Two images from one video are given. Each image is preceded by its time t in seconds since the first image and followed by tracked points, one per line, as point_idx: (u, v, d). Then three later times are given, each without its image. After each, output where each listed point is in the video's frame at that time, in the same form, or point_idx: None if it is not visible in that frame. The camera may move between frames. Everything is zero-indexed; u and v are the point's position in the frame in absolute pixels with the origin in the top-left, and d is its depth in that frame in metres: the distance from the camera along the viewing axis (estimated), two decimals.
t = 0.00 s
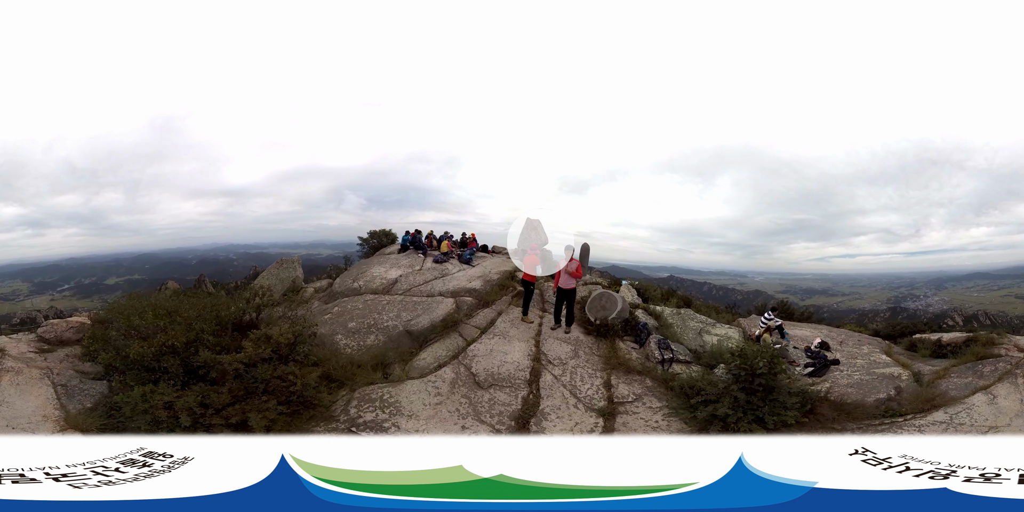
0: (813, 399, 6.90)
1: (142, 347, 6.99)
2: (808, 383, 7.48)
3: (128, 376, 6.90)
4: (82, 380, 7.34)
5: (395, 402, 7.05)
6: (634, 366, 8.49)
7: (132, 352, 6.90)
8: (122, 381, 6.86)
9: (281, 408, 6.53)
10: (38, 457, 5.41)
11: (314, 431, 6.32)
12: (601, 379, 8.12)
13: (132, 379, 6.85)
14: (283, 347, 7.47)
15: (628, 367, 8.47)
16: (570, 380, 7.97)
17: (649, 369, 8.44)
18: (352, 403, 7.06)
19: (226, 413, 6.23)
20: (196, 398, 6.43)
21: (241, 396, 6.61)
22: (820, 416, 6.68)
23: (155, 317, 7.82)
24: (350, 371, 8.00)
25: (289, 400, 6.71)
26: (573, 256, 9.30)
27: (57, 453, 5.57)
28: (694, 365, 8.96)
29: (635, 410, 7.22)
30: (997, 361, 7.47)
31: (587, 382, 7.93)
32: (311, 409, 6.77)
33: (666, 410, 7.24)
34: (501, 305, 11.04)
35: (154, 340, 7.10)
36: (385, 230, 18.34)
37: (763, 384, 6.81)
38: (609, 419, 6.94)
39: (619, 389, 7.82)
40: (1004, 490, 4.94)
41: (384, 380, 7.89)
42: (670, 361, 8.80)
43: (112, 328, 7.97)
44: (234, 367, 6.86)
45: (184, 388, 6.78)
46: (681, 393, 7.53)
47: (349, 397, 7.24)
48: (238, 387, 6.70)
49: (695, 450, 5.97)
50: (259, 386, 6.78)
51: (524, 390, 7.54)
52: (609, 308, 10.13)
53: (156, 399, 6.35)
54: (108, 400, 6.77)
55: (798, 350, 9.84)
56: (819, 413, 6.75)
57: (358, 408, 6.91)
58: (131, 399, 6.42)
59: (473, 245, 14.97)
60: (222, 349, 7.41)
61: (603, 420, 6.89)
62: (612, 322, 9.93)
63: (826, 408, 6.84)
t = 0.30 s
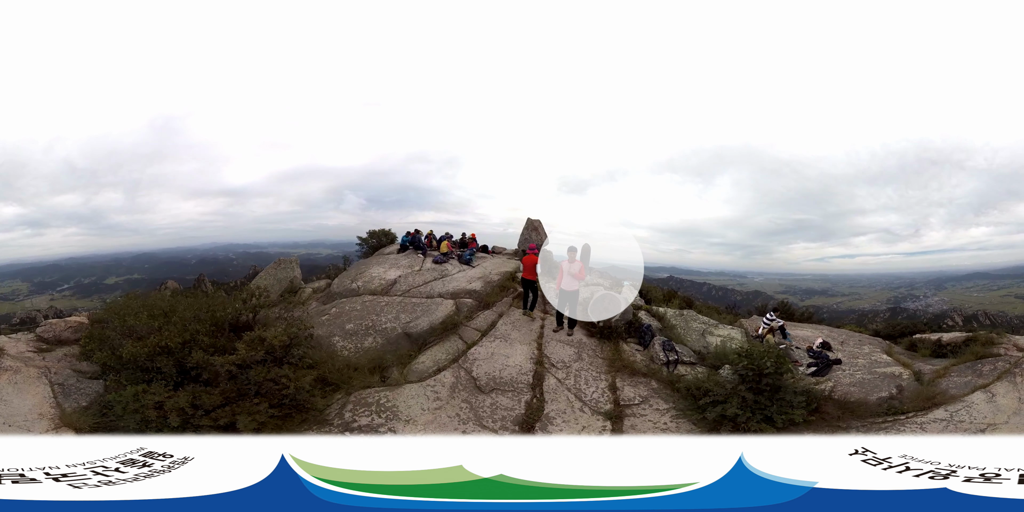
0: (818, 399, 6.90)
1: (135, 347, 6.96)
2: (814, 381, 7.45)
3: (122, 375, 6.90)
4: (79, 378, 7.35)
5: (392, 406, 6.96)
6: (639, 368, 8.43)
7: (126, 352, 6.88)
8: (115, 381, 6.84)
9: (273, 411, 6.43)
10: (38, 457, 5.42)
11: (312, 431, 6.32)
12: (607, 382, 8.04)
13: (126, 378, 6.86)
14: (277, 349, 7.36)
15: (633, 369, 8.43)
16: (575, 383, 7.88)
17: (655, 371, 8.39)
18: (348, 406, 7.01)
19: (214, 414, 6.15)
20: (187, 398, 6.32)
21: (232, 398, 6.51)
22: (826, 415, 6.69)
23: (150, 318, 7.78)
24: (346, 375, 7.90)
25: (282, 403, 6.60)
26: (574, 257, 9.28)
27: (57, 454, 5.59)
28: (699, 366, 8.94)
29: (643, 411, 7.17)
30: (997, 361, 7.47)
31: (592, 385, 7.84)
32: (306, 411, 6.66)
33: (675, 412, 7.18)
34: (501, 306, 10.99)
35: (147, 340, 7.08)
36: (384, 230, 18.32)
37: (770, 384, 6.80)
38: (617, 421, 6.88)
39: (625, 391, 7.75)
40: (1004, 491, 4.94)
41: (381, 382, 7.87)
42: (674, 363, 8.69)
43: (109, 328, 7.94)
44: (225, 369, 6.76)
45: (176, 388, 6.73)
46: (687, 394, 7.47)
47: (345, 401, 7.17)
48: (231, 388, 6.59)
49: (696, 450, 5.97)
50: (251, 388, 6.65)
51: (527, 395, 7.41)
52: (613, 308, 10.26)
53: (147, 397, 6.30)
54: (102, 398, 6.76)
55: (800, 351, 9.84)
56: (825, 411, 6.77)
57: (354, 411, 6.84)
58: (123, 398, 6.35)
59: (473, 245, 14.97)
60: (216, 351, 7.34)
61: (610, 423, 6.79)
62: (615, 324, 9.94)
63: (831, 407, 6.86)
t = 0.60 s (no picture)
0: (825, 397, 6.93)
1: (129, 347, 6.96)
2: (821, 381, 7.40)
3: (117, 375, 6.91)
4: (76, 377, 7.35)
5: (387, 412, 6.87)
6: (645, 371, 8.39)
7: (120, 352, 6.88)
8: (110, 380, 6.86)
9: (263, 413, 6.37)
10: (38, 457, 5.42)
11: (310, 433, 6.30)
12: (612, 385, 7.99)
13: (121, 377, 6.87)
14: (270, 352, 7.36)
15: (640, 371, 8.40)
16: (579, 387, 7.79)
17: (661, 374, 8.34)
18: (340, 411, 6.95)
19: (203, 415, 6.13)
20: (178, 398, 6.28)
21: (223, 400, 6.45)
22: (833, 415, 6.68)
23: (146, 319, 7.77)
24: (342, 378, 7.94)
25: (271, 404, 6.54)
26: (576, 259, 9.30)
27: (58, 453, 5.60)
28: (705, 367, 8.99)
29: (652, 415, 7.11)
30: (996, 360, 7.48)
31: (598, 390, 7.75)
32: (295, 415, 6.59)
33: (685, 415, 7.13)
34: (501, 308, 10.92)
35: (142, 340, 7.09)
36: (383, 230, 18.30)
37: (779, 385, 6.79)
38: (626, 426, 6.77)
39: (632, 395, 7.70)
40: (1004, 491, 4.95)
41: (378, 387, 7.85)
42: (681, 365, 8.78)
43: (106, 327, 7.92)
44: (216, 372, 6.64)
45: (169, 387, 6.71)
46: (696, 396, 7.46)
47: (339, 404, 7.16)
48: (223, 390, 6.53)
49: (696, 450, 5.97)
50: (242, 389, 6.61)
51: (531, 400, 7.25)
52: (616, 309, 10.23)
53: (138, 395, 6.28)
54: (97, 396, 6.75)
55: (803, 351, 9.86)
56: (832, 410, 6.79)
57: (348, 419, 6.70)
58: (115, 396, 6.27)
59: (473, 245, 14.97)
60: (209, 353, 7.23)
61: (620, 427, 6.70)
62: (619, 326, 9.92)
63: (838, 405, 6.89)
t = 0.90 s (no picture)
0: (832, 396, 6.91)
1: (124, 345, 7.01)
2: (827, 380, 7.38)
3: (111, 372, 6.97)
4: (74, 375, 7.38)
5: (378, 417, 6.80)
6: (650, 374, 8.37)
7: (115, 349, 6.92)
8: (105, 378, 6.92)
9: (251, 414, 6.37)
10: (38, 457, 5.43)
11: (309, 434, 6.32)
12: (617, 389, 7.94)
13: (116, 374, 6.92)
14: (261, 354, 7.33)
15: (645, 374, 8.38)
16: (582, 391, 7.75)
17: (665, 377, 8.33)
18: (330, 414, 6.90)
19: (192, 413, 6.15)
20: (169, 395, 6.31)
21: (214, 400, 6.45)
22: (839, 415, 6.69)
23: (142, 318, 7.79)
24: (332, 381, 7.79)
25: (260, 405, 6.52)
26: (579, 260, 9.30)
27: (57, 452, 5.61)
28: (711, 369, 8.99)
29: (659, 418, 7.07)
30: (996, 359, 7.48)
31: (601, 394, 7.69)
32: (281, 417, 6.57)
33: (693, 418, 7.09)
34: (501, 310, 10.91)
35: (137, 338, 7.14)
36: (382, 230, 18.29)
37: (788, 385, 6.78)
38: (632, 429, 6.71)
39: (637, 398, 7.66)
40: (1004, 491, 4.95)
41: (371, 390, 7.74)
42: (686, 367, 8.75)
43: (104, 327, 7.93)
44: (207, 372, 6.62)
45: (162, 385, 6.73)
46: (703, 399, 7.41)
47: (330, 408, 7.09)
48: (215, 389, 6.55)
49: (696, 450, 5.97)
50: (232, 389, 6.60)
51: (531, 405, 7.20)
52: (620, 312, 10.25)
53: (129, 392, 6.30)
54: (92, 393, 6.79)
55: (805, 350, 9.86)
56: (839, 409, 6.79)
57: (340, 419, 6.72)
58: (109, 394, 6.31)
59: (473, 245, 14.96)
60: (200, 352, 7.14)
61: (628, 431, 6.62)
62: (622, 329, 9.92)
63: (845, 404, 6.90)
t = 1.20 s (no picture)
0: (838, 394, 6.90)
1: (119, 343, 7.05)
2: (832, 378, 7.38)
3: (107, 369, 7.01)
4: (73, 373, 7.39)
5: (371, 419, 6.76)
6: (656, 376, 8.35)
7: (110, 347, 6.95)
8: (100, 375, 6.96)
9: (239, 414, 6.35)
10: (38, 457, 5.44)
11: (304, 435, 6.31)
12: (622, 392, 7.91)
13: (111, 371, 6.95)
14: (252, 354, 7.31)
15: (651, 376, 8.36)
16: (587, 395, 7.71)
17: (670, 378, 8.32)
18: (321, 416, 6.85)
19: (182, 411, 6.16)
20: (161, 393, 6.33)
21: (205, 399, 6.45)
22: (846, 412, 6.68)
23: (138, 317, 7.80)
24: (327, 382, 7.76)
25: (249, 406, 6.50)
26: (580, 260, 9.25)
27: (56, 452, 5.62)
28: (717, 370, 8.99)
29: (667, 420, 7.02)
30: (997, 358, 7.48)
31: (606, 398, 7.66)
32: (270, 417, 6.54)
33: (702, 419, 7.04)
34: (501, 311, 10.89)
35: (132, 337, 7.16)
36: (382, 230, 18.30)
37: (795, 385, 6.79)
38: (639, 432, 6.68)
39: (644, 401, 7.63)
40: (1004, 491, 4.95)
41: (365, 392, 7.69)
42: (692, 368, 8.73)
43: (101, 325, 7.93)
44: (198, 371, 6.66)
45: (156, 382, 6.74)
46: (711, 400, 7.39)
47: (321, 409, 7.06)
48: (206, 389, 6.53)
49: (696, 450, 5.97)
50: (223, 389, 6.57)
51: (533, 410, 7.18)
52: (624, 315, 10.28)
53: (124, 390, 6.32)
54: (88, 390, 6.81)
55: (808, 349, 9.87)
56: (846, 407, 6.78)
57: (330, 420, 6.73)
58: (102, 391, 6.35)
59: (472, 245, 14.96)
60: (194, 351, 7.15)
61: (636, 434, 6.60)
62: (625, 331, 9.91)
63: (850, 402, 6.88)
